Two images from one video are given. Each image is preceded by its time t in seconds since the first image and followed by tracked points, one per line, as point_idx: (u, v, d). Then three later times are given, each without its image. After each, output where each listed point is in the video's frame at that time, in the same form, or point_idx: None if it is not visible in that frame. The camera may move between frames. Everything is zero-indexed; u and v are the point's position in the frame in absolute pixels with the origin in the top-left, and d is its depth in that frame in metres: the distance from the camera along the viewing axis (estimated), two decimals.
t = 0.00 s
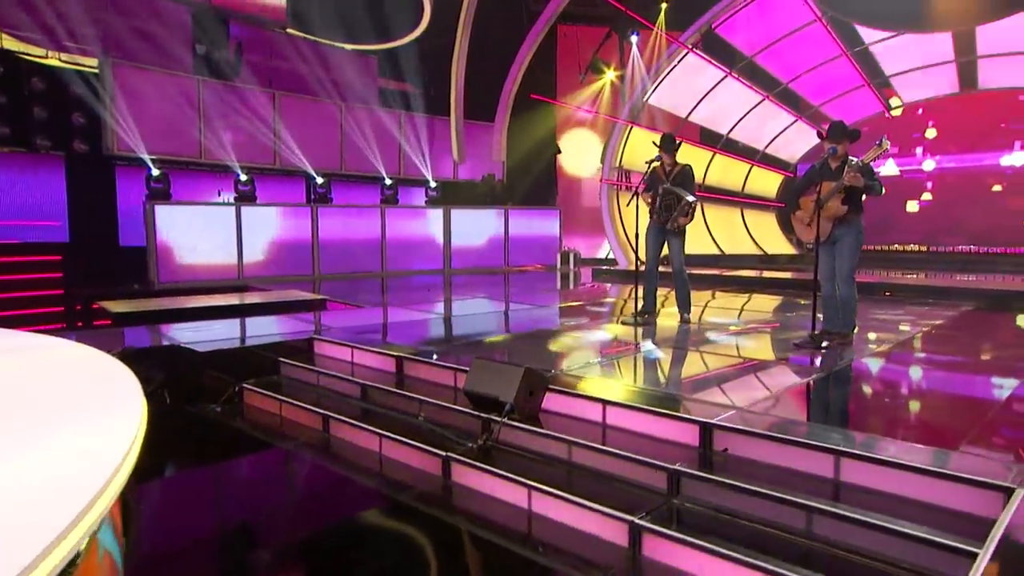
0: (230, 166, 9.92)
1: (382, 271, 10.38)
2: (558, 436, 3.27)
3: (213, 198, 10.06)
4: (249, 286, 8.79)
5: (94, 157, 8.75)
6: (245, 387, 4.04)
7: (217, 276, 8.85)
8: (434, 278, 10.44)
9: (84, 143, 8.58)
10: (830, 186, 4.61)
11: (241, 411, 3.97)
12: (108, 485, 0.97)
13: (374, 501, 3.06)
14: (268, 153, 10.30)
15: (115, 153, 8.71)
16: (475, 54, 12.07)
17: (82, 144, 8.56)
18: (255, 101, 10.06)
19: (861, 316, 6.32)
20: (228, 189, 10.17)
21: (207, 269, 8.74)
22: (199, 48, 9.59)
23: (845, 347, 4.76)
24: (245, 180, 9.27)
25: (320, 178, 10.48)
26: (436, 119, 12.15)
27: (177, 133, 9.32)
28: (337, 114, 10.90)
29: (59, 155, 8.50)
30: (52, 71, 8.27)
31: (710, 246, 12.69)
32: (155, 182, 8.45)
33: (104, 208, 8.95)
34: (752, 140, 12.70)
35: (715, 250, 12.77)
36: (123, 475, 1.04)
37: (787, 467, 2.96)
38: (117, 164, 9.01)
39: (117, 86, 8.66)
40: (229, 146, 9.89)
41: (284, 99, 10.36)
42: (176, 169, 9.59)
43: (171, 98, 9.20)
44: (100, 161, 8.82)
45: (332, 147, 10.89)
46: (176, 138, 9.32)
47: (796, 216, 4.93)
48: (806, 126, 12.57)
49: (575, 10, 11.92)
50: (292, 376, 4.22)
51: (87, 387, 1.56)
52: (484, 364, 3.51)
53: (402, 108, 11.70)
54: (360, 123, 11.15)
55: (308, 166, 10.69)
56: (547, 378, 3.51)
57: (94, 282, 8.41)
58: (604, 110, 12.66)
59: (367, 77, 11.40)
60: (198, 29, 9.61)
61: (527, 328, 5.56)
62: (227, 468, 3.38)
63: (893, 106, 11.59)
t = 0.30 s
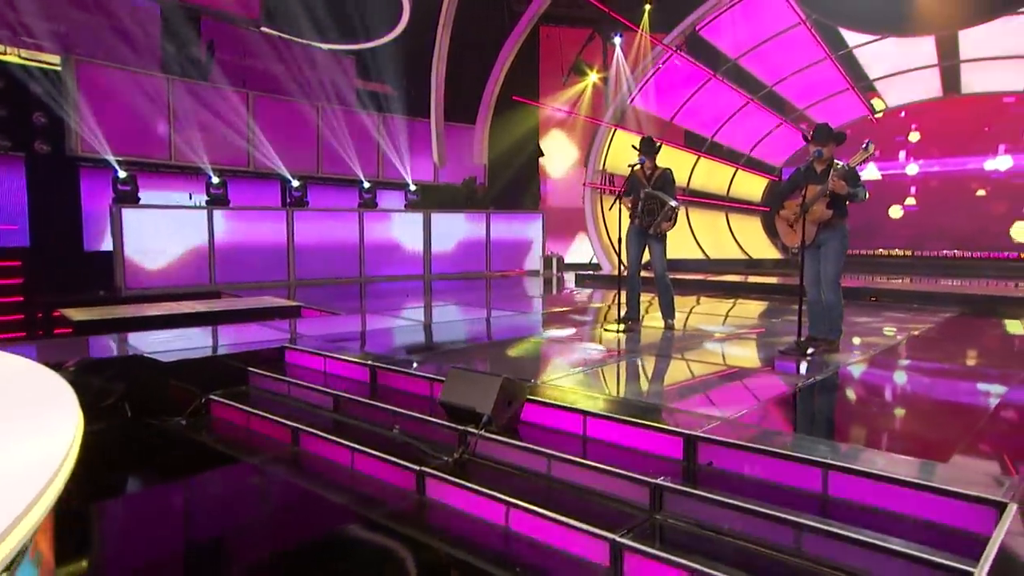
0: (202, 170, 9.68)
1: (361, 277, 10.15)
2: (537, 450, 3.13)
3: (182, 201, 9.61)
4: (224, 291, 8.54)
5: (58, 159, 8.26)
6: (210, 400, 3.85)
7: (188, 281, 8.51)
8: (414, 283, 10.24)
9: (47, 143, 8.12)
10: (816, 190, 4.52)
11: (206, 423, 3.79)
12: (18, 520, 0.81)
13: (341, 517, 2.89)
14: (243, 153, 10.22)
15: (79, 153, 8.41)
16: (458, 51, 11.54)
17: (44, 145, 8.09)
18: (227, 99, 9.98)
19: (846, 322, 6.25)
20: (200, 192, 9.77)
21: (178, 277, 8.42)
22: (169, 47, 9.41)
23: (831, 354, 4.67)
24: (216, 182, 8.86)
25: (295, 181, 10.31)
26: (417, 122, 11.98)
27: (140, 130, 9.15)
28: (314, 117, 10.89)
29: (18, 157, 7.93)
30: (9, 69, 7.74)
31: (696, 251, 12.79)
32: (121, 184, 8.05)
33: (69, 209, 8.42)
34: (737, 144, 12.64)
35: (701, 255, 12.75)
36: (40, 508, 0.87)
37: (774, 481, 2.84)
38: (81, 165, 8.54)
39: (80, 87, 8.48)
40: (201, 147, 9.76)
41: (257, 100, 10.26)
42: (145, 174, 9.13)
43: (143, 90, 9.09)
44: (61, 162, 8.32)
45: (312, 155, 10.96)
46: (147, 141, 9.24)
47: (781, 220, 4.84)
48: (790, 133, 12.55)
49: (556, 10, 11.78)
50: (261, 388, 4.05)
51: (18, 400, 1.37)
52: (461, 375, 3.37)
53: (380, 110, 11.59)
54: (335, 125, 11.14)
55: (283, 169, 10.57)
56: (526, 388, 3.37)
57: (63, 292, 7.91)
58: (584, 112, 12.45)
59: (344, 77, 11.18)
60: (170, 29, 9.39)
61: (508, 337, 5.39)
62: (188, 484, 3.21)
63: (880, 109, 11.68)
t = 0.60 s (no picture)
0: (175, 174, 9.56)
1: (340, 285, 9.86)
2: (515, 465, 3.01)
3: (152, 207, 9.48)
4: (197, 300, 8.25)
5: (19, 162, 8.10)
6: (176, 412, 3.71)
7: (157, 289, 8.20)
8: (395, 291, 9.97)
9: (8, 145, 7.97)
10: (802, 196, 4.44)
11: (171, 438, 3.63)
12: None
13: (307, 536, 2.74)
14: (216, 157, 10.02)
15: (42, 156, 8.27)
16: (441, 46, 11.34)
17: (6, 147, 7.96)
18: (200, 101, 9.78)
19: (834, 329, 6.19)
20: (171, 196, 9.63)
21: (144, 287, 8.11)
22: (139, 47, 9.07)
23: (817, 363, 4.58)
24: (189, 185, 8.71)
25: (271, 186, 10.08)
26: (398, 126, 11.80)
27: (113, 133, 8.97)
28: (289, 123, 10.75)
29: None
30: None
31: (681, 257, 12.97)
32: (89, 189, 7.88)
33: (34, 212, 8.28)
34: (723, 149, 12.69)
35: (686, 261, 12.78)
36: None
37: (760, 497, 2.73)
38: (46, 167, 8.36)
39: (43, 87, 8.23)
40: (173, 148, 9.55)
41: (232, 101, 10.09)
42: (113, 176, 9.05)
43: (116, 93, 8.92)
44: (27, 164, 8.17)
45: (287, 155, 10.79)
46: (119, 145, 9.04)
47: (766, 225, 4.75)
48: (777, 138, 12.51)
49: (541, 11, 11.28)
50: (231, 400, 3.90)
51: None
52: (438, 387, 3.25)
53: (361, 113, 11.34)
54: (310, 129, 10.98)
55: (256, 171, 10.50)
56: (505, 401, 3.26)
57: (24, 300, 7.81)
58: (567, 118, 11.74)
59: (323, 77, 10.92)
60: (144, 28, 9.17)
61: (488, 346, 5.26)
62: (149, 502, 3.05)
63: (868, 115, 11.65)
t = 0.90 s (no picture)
0: (150, 178, 9.43)
1: (321, 292, 9.68)
2: (495, 482, 2.88)
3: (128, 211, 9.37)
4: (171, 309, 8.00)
5: None
6: (145, 427, 3.55)
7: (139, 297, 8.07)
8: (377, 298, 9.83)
9: None
10: (793, 202, 4.36)
11: (138, 453, 3.47)
12: None
13: (274, 556, 2.59)
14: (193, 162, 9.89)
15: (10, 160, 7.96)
16: (425, 47, 11.02)
17: None
18: (176, 103, 9.65)
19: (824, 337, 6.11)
20: (146, 202, 9.49)
21: (113, 292, 7.83)
22: (111, 45, 8.88)
23: (808, 373, 4.49)
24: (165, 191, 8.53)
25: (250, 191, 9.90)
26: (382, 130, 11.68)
27: (84, 136, 8.73)
28: (270, 129, 10.63)
29: None
30: None
31: (669, 263, 13.02)
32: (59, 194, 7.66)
33: None
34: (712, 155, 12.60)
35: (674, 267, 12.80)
36: None
37: (750, 516, 2.61)
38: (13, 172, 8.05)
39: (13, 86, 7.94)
40: (146, 150, 9.37)
41: (207, 104, 9.99)
42: (85, 179, 8.86)
43: (77, 92, 8.57)
44: None
45: (266, 157, 10.62)
46: (90, 145, 8.80)
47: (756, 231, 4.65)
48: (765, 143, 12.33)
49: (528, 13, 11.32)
50: (201, 414, 3.74)
51: None
52: (418, 399, 3.13)
53: (345, 117, 11.34)
54: (287, 131, 10.81)
55: (236, 178, 10.37)
56: (486, 415, 3.13)
57: None
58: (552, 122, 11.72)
59: (306, 78, 11.02)
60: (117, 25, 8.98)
61: (472, 356, 5.12)
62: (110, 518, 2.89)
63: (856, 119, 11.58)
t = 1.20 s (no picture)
0: (125, 181, 9.06)
1: (303, 300, 9.42)
2: (476, 500, 2.73)
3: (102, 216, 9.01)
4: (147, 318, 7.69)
5: None
6: (110, 442, 3.39)
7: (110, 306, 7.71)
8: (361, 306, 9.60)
9: None
10: (786, 208, 4.26)
11: (103, 470, 3.31)
12: None
13: None
14: (171, 167, 9.50)
15: None
16: (411, 49, 10.81)
17: None
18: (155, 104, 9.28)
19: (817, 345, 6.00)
20: (121, 206, 9.17)
21: (88, 300, 7.47)
22: (88, 45, 8.66)
23: (802, 384, 4.39)
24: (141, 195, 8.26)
25: (230, 197, 9.66)
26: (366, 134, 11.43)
27: (55, 139, 8.39)
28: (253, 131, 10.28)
29: None
30: None
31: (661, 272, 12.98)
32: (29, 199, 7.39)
33: None
34: (704, 160, 12.70)
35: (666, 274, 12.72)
36: None
37: (741, 536, 2.48)
38: None
39: None
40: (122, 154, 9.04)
41: (188, 105, 9.60)
42: (57, 183, 8.49)
43: (55, 97, 8.30)
44: None
45: (250, 164, 10.33)
46: (61, 150, 8.46)
47: (748, 238, 4.55)
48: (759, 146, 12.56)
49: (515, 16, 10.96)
50: (173, 428, 3.58)
51: None
52: (396, 413, 2.99)
53: (329, 120, 11.00)
54: (269, 135, 10.48)
55: (217, 181, 9.96)
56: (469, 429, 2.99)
57: None
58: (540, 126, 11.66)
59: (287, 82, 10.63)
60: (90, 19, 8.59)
61: (457, 365, 4.98)
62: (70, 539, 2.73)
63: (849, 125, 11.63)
